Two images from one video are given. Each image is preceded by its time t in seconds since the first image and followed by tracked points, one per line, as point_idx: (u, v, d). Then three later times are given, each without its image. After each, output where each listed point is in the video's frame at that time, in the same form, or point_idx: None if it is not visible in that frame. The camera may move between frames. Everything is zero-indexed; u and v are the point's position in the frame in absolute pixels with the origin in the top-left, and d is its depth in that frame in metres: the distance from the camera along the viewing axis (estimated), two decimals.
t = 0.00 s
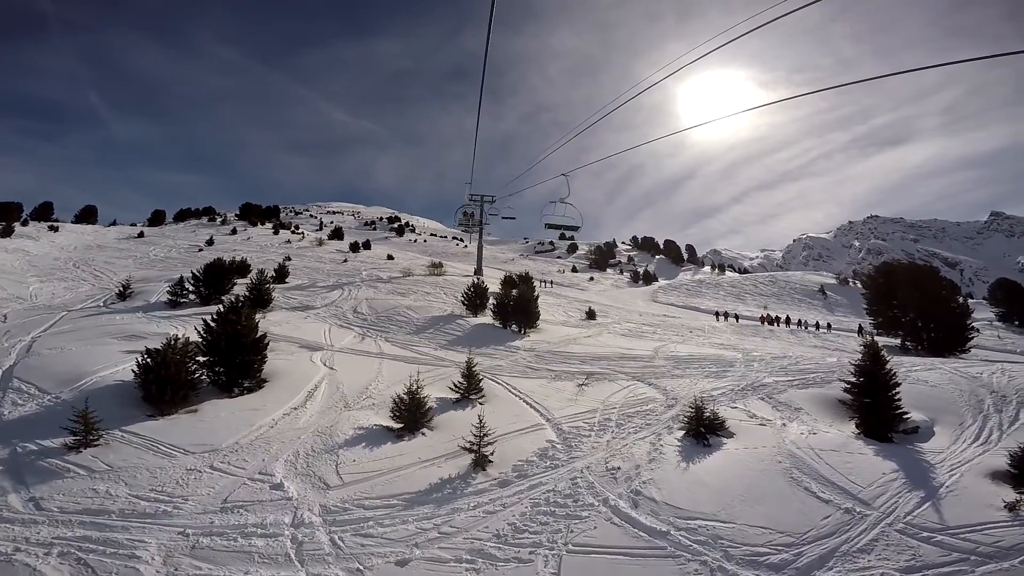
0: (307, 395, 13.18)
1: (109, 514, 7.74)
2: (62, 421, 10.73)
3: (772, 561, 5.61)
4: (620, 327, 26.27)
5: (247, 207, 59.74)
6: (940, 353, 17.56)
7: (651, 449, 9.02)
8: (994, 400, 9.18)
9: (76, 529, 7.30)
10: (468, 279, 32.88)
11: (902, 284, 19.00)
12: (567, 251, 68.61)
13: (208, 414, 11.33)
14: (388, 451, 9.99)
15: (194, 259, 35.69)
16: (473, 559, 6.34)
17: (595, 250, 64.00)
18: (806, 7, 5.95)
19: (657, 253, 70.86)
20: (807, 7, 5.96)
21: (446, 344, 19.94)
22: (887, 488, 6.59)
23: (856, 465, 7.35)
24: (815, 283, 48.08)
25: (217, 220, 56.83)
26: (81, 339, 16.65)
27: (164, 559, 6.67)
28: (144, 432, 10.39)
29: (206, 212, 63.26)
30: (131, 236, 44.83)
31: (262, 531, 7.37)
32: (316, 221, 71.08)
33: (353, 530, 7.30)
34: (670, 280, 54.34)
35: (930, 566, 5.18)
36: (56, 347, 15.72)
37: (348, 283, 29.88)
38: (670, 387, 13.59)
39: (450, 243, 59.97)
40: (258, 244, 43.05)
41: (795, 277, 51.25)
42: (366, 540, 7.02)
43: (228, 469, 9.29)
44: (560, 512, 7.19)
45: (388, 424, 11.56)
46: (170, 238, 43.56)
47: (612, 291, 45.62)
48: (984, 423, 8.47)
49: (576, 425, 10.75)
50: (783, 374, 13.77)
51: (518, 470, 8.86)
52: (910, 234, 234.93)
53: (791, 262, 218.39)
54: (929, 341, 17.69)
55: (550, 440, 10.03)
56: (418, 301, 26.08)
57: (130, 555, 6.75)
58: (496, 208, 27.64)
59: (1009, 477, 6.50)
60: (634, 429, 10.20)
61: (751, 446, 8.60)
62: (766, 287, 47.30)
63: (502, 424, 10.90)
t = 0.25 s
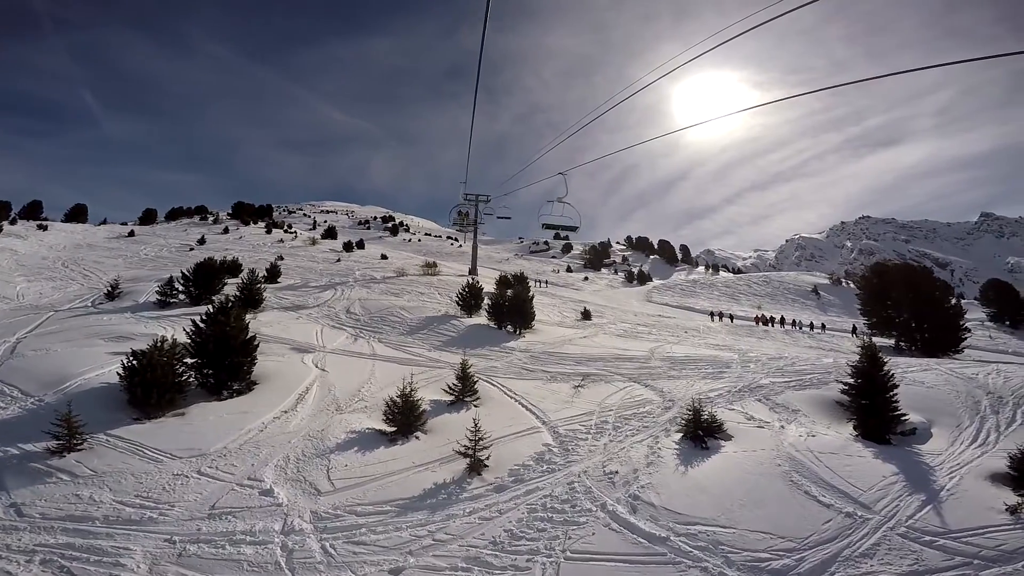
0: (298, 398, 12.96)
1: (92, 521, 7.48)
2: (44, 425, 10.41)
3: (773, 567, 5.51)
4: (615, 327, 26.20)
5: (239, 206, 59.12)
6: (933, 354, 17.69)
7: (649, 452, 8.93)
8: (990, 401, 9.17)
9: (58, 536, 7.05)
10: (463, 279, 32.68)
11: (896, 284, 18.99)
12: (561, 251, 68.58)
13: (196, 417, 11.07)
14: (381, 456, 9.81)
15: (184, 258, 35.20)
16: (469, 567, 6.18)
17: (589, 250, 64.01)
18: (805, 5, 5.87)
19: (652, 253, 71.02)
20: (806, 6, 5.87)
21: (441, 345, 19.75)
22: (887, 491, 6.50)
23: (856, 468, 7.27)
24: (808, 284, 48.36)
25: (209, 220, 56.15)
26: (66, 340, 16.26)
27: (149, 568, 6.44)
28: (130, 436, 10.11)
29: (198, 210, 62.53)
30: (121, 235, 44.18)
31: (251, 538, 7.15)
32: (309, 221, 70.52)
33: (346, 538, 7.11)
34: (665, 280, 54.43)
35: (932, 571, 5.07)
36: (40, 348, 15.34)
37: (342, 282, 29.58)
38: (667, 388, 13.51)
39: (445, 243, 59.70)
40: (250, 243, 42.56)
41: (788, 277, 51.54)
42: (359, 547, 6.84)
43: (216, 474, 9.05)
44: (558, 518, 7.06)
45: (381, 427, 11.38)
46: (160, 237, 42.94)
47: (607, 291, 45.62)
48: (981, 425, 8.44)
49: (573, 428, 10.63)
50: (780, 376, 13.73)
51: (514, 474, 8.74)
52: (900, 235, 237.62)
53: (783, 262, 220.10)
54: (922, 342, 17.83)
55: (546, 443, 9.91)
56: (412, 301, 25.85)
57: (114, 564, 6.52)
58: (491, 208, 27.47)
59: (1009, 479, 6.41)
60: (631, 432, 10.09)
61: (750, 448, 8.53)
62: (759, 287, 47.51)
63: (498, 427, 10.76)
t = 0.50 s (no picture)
0: (288, 400, 12.72)
1: (72, 527, 7.21)
2: (24, 428, 10.07)
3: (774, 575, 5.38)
4: (610, 327, 26.12)
5: (231, 204, 58.45)
6: (926, 355, 17.79)
7: (646, 455, 8.81)
8: (987, 403, 9.13)
9: (36, 543, 6.77)
10: (457, 278, 32.46)
11: (890, 286, 19.26)
12: (556, 250, 68.53)
13: (182, 420, 10.79)
14: (372, 460, 9.62)
15: (175, 256, 34.67)
16: None
17: (584, 249, 63.98)
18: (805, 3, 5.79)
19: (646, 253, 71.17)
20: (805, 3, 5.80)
21: (437, 345, 19.52)
22: (888, 495, 6.39)
23: (856, 472, 7.18)
24: (801, 284, 48.62)
25: (201, 218, 55.45)
26: (49, 341, 15.85)
27: None
28: (113, 440, 9.81)
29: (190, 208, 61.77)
30: (110, 232, 43.48)
31: (237, 546, 6.92)
32: (302, 219, 69.90)
33: (336, 545, 6.92)
34: (659, 279, 54.52)
35: None
36: (22, 348, 14.92)
37: (334, 281, 29.26)
38: (662, 390, 13.43)
39: (439, 241, 59.37)
40: (242, 241, 42.05)
41: (781, 277, 51.80)
42: (349, 555, 6.64)
43: (201, 479, 8.80)
44: (554, 525, 6.91)
45: (373, 430, 11.17)
46: (151, 235, 42.29)
47: (601, 290, 45.58)
48: (978, 427, 8.39)
49: (569, 430, 10.50)
50: (776, 377, 13.68)
51: (509, 479, 8.58)
52: (891, 235, 240.28)
53: (775, 262, 221.79)
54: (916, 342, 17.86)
55: (542, 447, 9.76)
56: (405, 301, 25.58)
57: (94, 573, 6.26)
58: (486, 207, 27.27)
59: (1008, 482, 6.31)
60: (627, 435, 9.97)
61: (747, 451, 8.44)
62: (753, 287, 47.71)
63: (492, 430, 10.59)
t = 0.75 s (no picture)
0: (273, 401, 12.44)
1: (45, 533, 6.91)
2: None
3: None
4: (600, 325, 26.11)
5: (216, 199, 57.35)
6: (912, 354, 18.29)
7: (638, 456, 8.74)
8: (973, 403, 9.23)
9: (8, 551, 6.47)
10: (447, 275, 32.19)
11: (877, 285, 19.60)
12: (546, 247, 68.48)
13: (162, 421, 10.47)
14: (360, 462, 9.42)
15: (158, 252, 33.88)
16: None
17: (574, 247, 64.04)
18: None
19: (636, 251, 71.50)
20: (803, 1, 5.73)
21: (421, 344, 19.30)
22: (880, 496, 6.39)
23: (847, 473, 7.19)
24: (788, 282, 49.23)
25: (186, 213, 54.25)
26: (24, 338, 15.31)
27: None
28: (90, 441, 9.47)
29: (175, 203, 60.50)
30: (91, 227, 42.40)
31: (219, 552, 6.68)
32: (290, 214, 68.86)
33: (322, 551, 6.72)
34: (648, 277, 54.77)
35: None
36: None
37: (322, 278, 28.81)
38: (653, 389, 13.42)
39: (429, 238, 58.91)
40: (227, 236, 41.26)
41: (769, 276, 52.40)
42: (336, 561, 6.45)
43: (182, 483, 8.52)
44: (546, 528, 6.80)
45: (360, 431, 10.96)
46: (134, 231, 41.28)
47: (592, 288, 45.67)
48: (966, 427, 8.47)
49: (560, 431, 10.40)
50: (765, 377, 13.76)
51: (501, 481, 8.45)
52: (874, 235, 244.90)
53: (762, 261, 224.68)
54: (902, 342, 18.35)
55: (533, 447, 9.65)
56: (394, 298, 25.27)
57: None
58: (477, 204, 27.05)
59: (997, 482, 6.33)
60: (619, 435, 9.91)
61: (739, 452, 8.43)
62: (741, 285, 48.19)
63: (482, 431, 10.45)
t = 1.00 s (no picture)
0: (246, 396, 12.00)
1: None
2: None
3: None
4: (582, 319, 26.16)
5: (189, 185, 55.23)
6: (883, 351, 19.12)
7: (620, 454, 8.72)
8: (944, 401, 9.50)
9: None
10: (428, 267, 31.73)
11: (851, 284, 20.43)
12: (529, 240, 68.34)
13: (127, 419, 9.96)
14: (337, 461, 9.15)
15: (125, 240, 32.42)
16: None
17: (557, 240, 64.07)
18: None
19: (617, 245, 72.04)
20: None
21: (399, 337, 18.95)
22: (857, 495, 6.49)
23: (825, 471, 7.30)
24: (765, 278, 50.36)
25: (159, 201, 52.10)
26: None
27: None
28: (49, 440, 8.94)
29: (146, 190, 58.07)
30: (55, 214, 40.33)
31: (189, 556, 6.35)
32: (266, 202, 66.85)
33: (297, 554, 6.46)
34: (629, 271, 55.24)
35: None
36: None
37: (300, 269, 28.02)
38: (635, 385, 13.47)
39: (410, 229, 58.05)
40: (201, 225, 39.83)
41: (746, 271, 53.47)
42: (312, 565, 6.21)
43: (148, 484, 8.09)
44: (529, 528, 6.69)
45: (337, 428, 10.65)
46: (103, 218, 39.54)
47: (574, 281, 45.81)
48: (937, 425, 8.72)
49: (543, 428, 10.32)
50: (744, 373, 13.96)
51: (483, 480, 8.31)
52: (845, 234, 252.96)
53: (739, 257, 229.75)
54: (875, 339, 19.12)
55: (516, 445, 9.54)
56: (374, 290, 24.76)
57: None
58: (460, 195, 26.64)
59: (969, 481, 6.50)
60: (601, 433, 9.87)
61: (719, 449, 8.49)
62: (719, 281, 49.07)
63: (462, 428, 10.29)
